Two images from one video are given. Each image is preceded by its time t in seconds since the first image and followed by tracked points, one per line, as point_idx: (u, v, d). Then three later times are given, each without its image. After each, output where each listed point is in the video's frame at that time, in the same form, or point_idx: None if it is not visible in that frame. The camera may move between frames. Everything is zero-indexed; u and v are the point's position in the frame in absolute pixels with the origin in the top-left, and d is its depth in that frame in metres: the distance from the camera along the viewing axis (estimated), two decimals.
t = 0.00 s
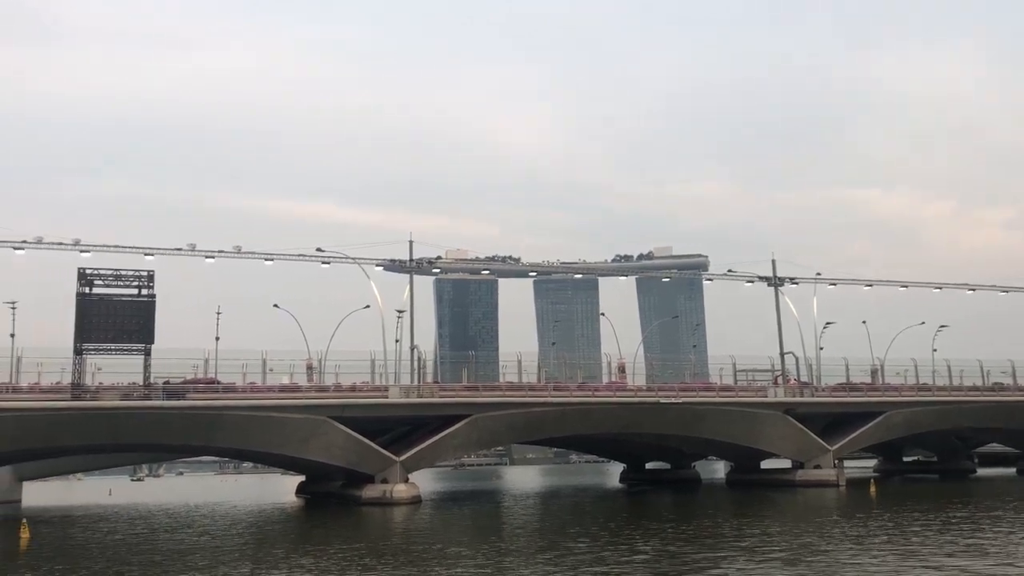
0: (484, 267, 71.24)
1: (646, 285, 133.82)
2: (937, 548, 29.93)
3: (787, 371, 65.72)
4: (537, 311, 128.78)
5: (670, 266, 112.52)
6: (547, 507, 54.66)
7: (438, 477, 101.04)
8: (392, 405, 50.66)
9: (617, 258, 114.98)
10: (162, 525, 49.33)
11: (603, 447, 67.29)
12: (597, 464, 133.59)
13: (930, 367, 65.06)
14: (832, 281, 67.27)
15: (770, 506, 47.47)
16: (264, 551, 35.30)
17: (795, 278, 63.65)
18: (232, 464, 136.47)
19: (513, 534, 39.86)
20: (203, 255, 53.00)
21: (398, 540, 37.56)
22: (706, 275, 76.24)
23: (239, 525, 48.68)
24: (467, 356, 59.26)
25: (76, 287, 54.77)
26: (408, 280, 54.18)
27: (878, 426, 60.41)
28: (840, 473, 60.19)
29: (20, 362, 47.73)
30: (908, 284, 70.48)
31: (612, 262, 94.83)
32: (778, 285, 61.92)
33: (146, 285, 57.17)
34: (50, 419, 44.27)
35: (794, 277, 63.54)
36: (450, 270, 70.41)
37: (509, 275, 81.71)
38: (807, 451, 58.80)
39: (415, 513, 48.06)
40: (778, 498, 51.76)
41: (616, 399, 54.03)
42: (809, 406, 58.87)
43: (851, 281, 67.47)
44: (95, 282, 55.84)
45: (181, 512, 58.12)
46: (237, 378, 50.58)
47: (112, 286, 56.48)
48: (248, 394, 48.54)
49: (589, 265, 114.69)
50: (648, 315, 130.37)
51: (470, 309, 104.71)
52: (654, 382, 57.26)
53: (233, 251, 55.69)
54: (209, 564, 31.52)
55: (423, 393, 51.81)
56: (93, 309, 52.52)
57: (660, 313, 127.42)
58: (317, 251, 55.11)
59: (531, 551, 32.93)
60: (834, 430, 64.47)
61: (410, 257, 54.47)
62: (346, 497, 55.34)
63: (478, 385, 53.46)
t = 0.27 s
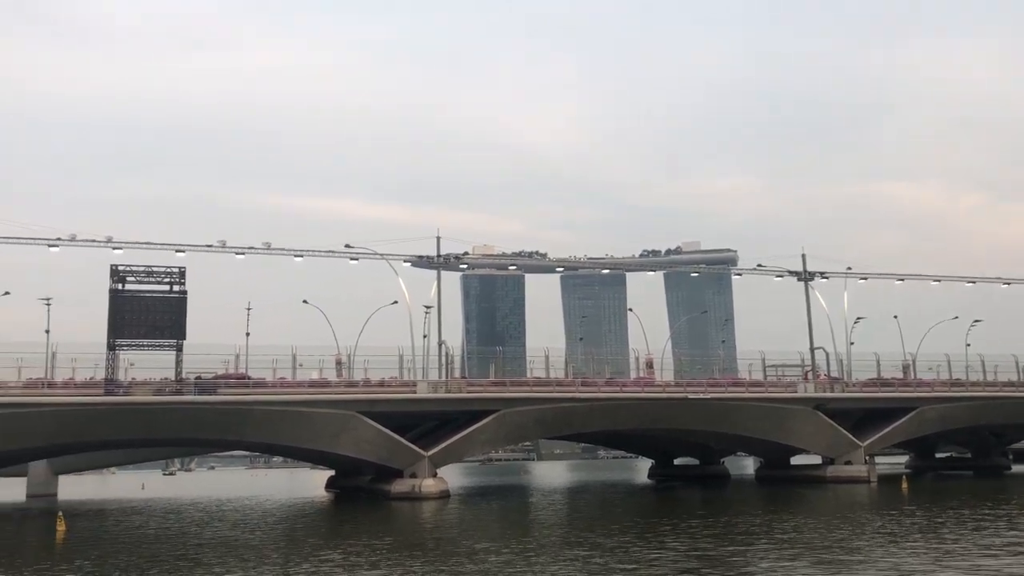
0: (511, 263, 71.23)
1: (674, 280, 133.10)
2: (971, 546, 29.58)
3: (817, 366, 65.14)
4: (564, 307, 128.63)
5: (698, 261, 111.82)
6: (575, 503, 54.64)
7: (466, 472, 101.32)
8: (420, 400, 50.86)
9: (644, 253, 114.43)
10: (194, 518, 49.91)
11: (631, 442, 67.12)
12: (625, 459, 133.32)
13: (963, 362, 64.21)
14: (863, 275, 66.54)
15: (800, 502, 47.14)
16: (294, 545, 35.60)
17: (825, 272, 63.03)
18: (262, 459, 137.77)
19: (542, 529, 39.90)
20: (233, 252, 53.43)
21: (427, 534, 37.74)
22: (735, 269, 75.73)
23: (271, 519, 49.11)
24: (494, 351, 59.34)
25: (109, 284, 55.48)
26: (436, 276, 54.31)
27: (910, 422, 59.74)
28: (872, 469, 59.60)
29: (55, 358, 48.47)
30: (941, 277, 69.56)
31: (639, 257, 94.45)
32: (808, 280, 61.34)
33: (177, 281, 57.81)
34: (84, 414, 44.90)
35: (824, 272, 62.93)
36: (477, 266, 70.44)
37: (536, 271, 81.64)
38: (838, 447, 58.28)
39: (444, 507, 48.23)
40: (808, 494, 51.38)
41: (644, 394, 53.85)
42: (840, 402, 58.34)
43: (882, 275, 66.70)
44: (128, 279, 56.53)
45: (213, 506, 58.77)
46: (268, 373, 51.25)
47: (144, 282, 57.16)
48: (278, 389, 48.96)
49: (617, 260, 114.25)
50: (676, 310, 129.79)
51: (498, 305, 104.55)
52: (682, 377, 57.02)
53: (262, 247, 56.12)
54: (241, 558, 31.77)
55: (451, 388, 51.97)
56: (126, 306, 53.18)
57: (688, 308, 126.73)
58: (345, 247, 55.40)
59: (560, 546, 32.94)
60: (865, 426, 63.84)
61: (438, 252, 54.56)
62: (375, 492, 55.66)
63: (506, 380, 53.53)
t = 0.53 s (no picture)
0: (542, 258, 71.16)
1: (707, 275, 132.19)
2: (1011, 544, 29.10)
3: (852, 361, 64.39)
4: (596, 302, 128.33)
5: (731, 255, 110.92)
6: (607, 498, 54.53)
7: (498, 467, 101.48)
8: (452, 395, 51.02)
9: (676, 247, 113.68)
10: (230, 512, 50.52)
11: (663, 437, 66.84)
12: (658, 455, 132.78)
13: (1002, 357, 63.13)
14: (899, 269, 65.62)
15: (834, 498, 46.66)
16: (328, 538, 35.89)
17: (860, 266, 62.25)
18: (297, 453, 139.16)
19: (573, 525, 39.87)
20: (268, 248, 53.96)
21: (459, 529, 37.85)
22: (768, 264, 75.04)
23: (304, 513, 49.58)
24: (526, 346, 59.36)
25: (146, 281, 56.30)
26: (467, 271, 54.43)
27: (948, 418, 58.87)
28: (908, 465, 58.82)
29: (94, 353, 49.27)
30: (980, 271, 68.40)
31: (671, 252, 93.90)
32: (843, 274, 60.63)
33: (213, 277, 58.50)
34: (122, 408, 45.62)
35: (859, 265, 62.15)
36: (509, 261, 70.48)
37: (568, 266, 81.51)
38: (874, 442, 57.58)
39: (476, 502, 48.36)
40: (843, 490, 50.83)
41: (676, 390, 53.58)
42: (876, 397, 57.66)
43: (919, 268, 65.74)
44: (164, 275, 57.32)
45: (248, 500, 59.47)
46: (302, 368, 51.75)
47: (180, 279, 57.90)
48: (312, 384, 49.37)
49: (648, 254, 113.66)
50: (709, 304, 128.67)
51: (528, 300, 104.69)
52: (715, 372, 56.65)
53: (296, 243, 56.58)
54: (275, 551, 32.12)
55: (483, 383, 52.07)
56: (163, 302, 53.93)
57: (721, 303, 125.79)
58: (377, 243, 55.71)
59: (593, 541, 32.90)
60: (901, 422, 63.03)
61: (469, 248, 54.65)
62: (408, 486, 55.96)
63: (538, 375, 53.53)
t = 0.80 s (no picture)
0: (576, 254, 70.98)
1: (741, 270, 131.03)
2: None
3: (891, 357, 63.50)
4: (629, 298, 127.89)
5: (767, 250, 109.81)
6: (642, 495, 54.35)
7: (532, 463, 101.53)
8: (486, 391, 51.13)
9: (711, 243, 112.75)
10: (268, 507, 51.10)
11: (699, 434, 66.45)
12: (693, 452, 132.00)
13: None
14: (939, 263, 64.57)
15: (873, 496, 46.09)
16: (365, 533, 36.17)
17: (899, 261, 61.35)
18: (333, 449, 140.36)
19: (608, 521, 39.79)
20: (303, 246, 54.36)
21: (494, 524, 37.96)
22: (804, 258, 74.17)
23: (340, 508, 49.94)
24: (560, 342, 59.32)
25: (184, 279, 57.01)
26: (501, 268, 54.53)
27: (990, 415, 57.88)
28: (949, 462, 57.90)
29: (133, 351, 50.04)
30: None
31: (706, 247, 93.13)
32: (881, 269, 59.79)
33: (249, 275, 59.11)
34: (161, 404, 46.28)
35: (898, 260, 61.25)
36: (542, 257, 70.39)
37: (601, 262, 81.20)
38: (913, 439, 56.76)
39: (511, 498, 48.44)
40: (881, 488, 50.20)
41: (711, 386, 53.21)
42: (916, 393, 56.76)
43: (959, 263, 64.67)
44: (202, 274, 58.01)
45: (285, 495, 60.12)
46: (338, 365, 52.07)
47: (217, 277, 58.59)
48: (347, 380, 49.74)
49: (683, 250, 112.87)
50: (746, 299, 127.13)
51: (562, 296, 104.39)
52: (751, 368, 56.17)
53: (331, 241, 57.01)
54: (311, 546, 32.36)
55: (517, 379, 52.13)
56: (201, 299, 54.58)
57: (756, 299, 124.61)
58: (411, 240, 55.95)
59: (628, 538, 32.82)
60: (941, 419, 62.06)
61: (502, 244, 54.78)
62: (443, 483, 56.18)
63: (572, 372, 53.47)
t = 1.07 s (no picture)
0: (610, 250, 70.74)
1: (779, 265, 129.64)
2: None
3: (932, 353, 62.51)
4: (665, 294, 127.20)
5: (804, 245, 108.51)
6: (677, 492, 54.05)
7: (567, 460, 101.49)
8: (521, 388, 51.19)
9: (747, 238, 111.66)
10: (305, 502, 51.61)
11: (735, 431, 65.96)
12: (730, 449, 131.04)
13: None
14: (982, 258, 63.39)
15: (914, 494, 45.41)
16: (400, 529, 36.40)
17: (940, 255, 60.35)
18: (369, 445, 141.42)
19: (643, 518, 39.62)
20: (339, 243, 54.78)
21: (529, 520, 37.98)
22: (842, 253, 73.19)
23: (376, 504, 50.26)
24: (594, 338, 59.18)
25: (222, 276, 57.72)
26: (535, 264, 54.54)
27: None
28: (993, 460, 56.83)
29: (173, 347, 50.79)
30: None
31: (742, 243, 92.33)
32: (921, 263, 58.85)
33: (286, 273, 59.69)
34: (200, 401, 46.92)
35: (939, 254, 60.25)
36: (576, 254, 70.26)
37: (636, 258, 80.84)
38: (955, 437, 55.81)
39: (546, 494, 48.43)
40: (922, 486, 49.44)
41: (747, 382, 52.77)
42: (958, 389, 55.84)
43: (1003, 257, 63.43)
44: (240, 271, 58.70)
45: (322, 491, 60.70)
46: (373, 361, 52.43)
47: (255, 274, 59.25)
48: (382, 377, 50.04)
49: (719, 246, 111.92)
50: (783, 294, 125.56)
51: (596, 292, 104.39)
52: (788, 365, 55.63)
53: (366, 238, 57.37)
54: (348, 542, 32.57)
55: (551, 376, 52.11)
56: (239, 297, 55.22)
57: (794, 294, 123.25)
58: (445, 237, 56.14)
59: (664, 535, 32.67)
60: (984, 416, 60.94)
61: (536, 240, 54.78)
62: (478, 479, 56.35)
63: (607, 368, 53.32)
